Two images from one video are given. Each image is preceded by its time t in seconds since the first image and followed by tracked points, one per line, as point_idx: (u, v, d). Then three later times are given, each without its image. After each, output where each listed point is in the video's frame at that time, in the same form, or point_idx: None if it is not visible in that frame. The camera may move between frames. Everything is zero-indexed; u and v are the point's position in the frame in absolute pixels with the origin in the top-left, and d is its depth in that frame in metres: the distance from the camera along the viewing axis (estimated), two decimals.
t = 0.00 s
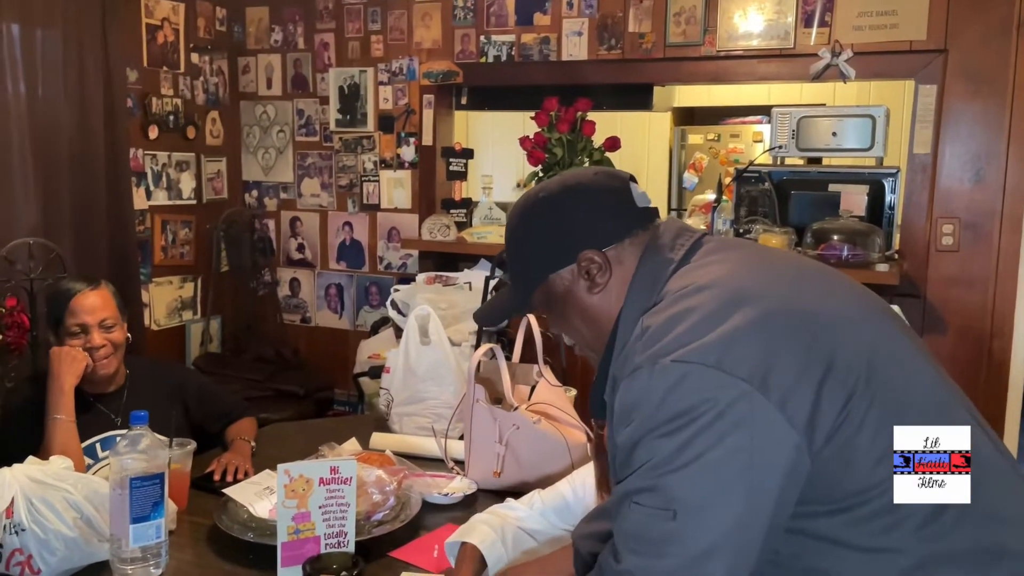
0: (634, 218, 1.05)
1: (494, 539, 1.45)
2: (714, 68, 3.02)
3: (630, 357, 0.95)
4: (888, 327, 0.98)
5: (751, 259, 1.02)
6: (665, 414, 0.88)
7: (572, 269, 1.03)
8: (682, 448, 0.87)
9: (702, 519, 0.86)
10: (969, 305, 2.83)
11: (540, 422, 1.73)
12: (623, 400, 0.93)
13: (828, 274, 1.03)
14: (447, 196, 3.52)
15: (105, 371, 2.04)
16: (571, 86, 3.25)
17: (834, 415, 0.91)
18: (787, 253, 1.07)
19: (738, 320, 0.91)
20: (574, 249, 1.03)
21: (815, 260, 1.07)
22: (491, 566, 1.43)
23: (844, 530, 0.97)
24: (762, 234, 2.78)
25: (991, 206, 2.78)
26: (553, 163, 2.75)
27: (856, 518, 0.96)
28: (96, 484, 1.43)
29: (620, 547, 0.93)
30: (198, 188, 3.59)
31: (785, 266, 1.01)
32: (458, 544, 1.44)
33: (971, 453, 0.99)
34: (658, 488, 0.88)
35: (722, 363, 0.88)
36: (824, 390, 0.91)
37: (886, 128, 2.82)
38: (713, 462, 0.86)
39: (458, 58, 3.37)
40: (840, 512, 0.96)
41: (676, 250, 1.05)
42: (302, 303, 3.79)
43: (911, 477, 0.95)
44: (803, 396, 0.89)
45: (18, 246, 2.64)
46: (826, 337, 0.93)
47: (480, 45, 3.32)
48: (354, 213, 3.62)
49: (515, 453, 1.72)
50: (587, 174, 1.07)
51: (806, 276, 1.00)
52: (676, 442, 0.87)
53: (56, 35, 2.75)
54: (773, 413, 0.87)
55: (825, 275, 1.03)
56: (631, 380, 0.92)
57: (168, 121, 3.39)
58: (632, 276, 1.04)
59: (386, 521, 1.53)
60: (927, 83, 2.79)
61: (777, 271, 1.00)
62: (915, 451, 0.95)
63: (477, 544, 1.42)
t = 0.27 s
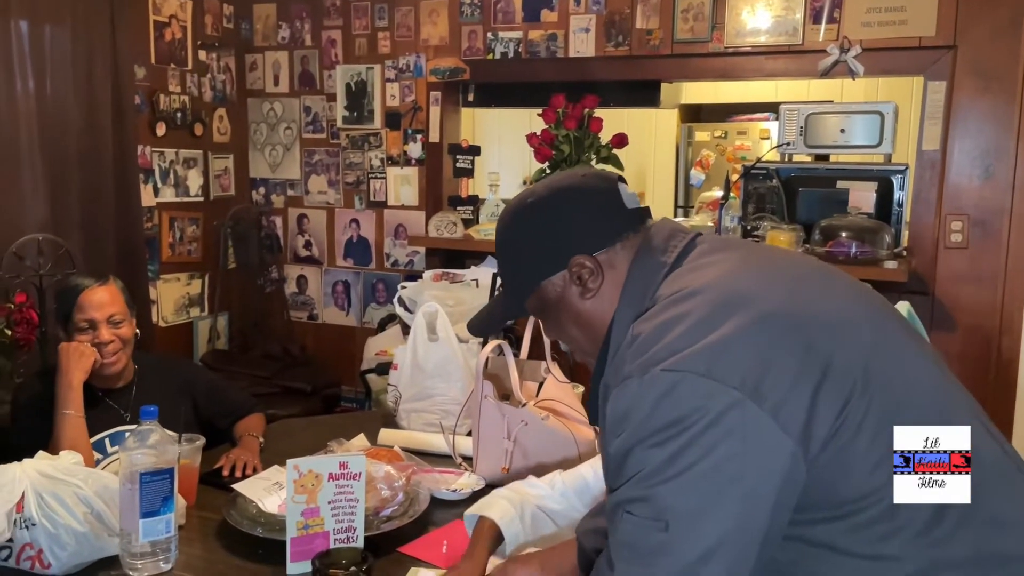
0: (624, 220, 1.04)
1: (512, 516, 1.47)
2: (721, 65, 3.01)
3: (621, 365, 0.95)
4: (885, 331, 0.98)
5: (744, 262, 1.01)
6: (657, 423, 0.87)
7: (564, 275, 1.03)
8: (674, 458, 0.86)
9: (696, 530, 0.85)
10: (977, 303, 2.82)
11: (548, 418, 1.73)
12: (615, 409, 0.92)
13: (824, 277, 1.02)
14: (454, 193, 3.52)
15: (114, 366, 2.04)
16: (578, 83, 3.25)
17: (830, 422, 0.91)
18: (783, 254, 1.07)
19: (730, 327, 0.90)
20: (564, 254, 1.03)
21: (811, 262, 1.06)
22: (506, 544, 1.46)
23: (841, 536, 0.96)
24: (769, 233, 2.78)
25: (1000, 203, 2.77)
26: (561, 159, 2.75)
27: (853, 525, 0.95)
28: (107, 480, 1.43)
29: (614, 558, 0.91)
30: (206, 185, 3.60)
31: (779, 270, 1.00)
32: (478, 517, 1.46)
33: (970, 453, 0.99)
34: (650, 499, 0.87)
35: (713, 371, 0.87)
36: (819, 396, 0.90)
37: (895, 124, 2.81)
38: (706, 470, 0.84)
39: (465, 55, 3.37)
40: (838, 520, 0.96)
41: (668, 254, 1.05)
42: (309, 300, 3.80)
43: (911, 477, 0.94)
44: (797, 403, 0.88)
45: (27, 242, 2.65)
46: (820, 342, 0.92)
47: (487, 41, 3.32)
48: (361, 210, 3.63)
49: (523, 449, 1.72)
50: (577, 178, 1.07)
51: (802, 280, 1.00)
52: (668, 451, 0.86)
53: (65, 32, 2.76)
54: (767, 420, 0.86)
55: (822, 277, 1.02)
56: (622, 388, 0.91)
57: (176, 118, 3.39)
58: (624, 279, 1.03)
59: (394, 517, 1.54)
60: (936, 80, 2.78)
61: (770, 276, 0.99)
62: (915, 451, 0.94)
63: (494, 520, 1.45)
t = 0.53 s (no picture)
0: (613, 229, 1.04)
1: (527, 472, 1.59)
2: (727, 64, 3.01)
3: (610, 378, 0.94)
4: (878, 340, 0.97)
5: (734, 271, 1.00)
6: (644, 439, 0.87)
7: (551, 285, 1.03)
8: (662, 475, 0.86)
9: (685, 547, 0.84)
10: (983, 303, 2.82)
11: (553, 417, 1.73)
12: (603, 423, 0.91)
13: (818, 283, 1.02)
14: (459, 192, 3.52)
15: (122, 365, 2.05)
16: (584, 82, 3.24)
17: (822, 435, 0.90)
18: (777, 259, 1.06)
19: (718, 341, 0.89)
20: (552, 264, 1.02)
21: (803, 268, 1.05)
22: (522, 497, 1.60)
23: (833, 548, 0.96)
24: (776, 232, 2.79)
25: (1008, 201, 2.76)
26: (567, 158, 2.75)
27: (845, 537, 0.96)
28: (115, 479, 1.43)
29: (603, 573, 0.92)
30: (212, 183, 3.60)
31: (770, 279, 0.99)
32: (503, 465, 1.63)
33: (970, 453, 0.99)
34: (639, 515, 0.87)
35: (701, 386, 0.86)
36: (809, 409, 0.89)
37: (902, 123, 2.80)
38: (694, 488, 0.84)
39: (471, 54, 3.37)
40: (832, 531, 0.96)
41: (655, 261, 1.05)
42: (315, 299, 3.81)
43: (911, 477, 0.94)
44: (786, 417, 0.87)
45: (35, 240, 2.66)
46: (811, 355, 0.91)
47: (493, 40, 3.32)
48: (367, 208, 3.63)
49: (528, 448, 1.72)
50: (566, 184, 1.06)
51: (794, 289, 0.99)
52: (656, 468, 0.86)
53: (72, 31, 2.77)
54: (756, 436, 0.85)
55: (816, 284, 1.01)
56: (610, 402, 0.91)
57: (182, 117, 3.40)
58: (613, 289, 1.03)
59: (401, 516, 1.54)
60: (944, 79, 2.77)
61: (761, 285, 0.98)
62: (915, 451, 0.94)
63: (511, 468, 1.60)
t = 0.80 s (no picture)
0: (600, 232, 1.04)
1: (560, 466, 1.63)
2: (732, 62, 3.00)
3: (595, 382, 0.94)
4: (868, 346, 0.96)
5: (722, 277, 1.00)
6: (629, 445, 0.87)
7: (539, 289, 1.03)
8: (646, 481, 0.85)
9: (668, 554, 0.84)
10: (989, 301, 2.81)
11: (557, 416, 1.72)
12: (588, 428, 0.91)
13: (808, 287, 1.01)
14: (463, 190, 3.52)
15: (127, 361, 2.06)
16: (588, 80, 3.24)
17: (809, 442, 0.90)
18: (769, 263, 1.06)
19: (704, 347, 0.89)
20: (539, 267, 1.02)
21: (794, 272, 1.05)
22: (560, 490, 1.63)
23: (821, 554, 0.96)
24: (780, 230, 2.79)
25: (1013, 199, 2.75)
26: (571, 156, 2.75)
27: (833, 543, 0.95)
28: (119, 475, 1.44)
29: None
30: (217, 181, 3.61)
31: (759, 283, 0.99)
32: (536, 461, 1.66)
33: (969, 453, 0.99)
34: (621, 520, 0.87)
35: (686, 393, 0.86)
36: (795, 416, 0.89)
37: (906, 121, 2.80)
38: (679, 495, 0.84)
39: (475, 52, 3.37)
40: (821, 537, 0.96)
41: (645, 264, 1.05)
42: (319, 297, 3.82)
43: (911, 477, 0.94)
44: (772, 424, 0.87)
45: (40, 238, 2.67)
46: (798, 361, 0.91)
47: (497, 38, 3.32)
48: (371, 206, 3.64)
49: (532, 445, 1.72)
50: (552, 187, 1.06)
51: (783, 294, 0.98)
52: (641, 474, 0.86)
53: (78, 30, 2.78)
54: (741, 443, 0.85)
55: (806, 288, 1.01)
56: (595, 407, 0.90)
57: (187, 115, 3.41)
58: (601, 294, 1.03)
59: (404, 513, 1.55)
60: (949, 76, 2.76)
61: (750, 290, 0.97)
62: (915, 451, 0.95)
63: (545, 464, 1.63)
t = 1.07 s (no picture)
0: (593, 230, 1.04)
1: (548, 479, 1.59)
2: (735, 59, 3.00)
3: (578, 372, 0.95)
4: (858, 344, 0.96)
5: (716, 273, 1.00)
6: (609, 434, 0.87)
7: (531, 286, 1.03)
8: (624, 469, 0.86)
9: (642, 542, 0.85)
10: (992, 299, 2.80)
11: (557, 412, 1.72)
12: (570, 417, 0.92)
13: (802, 284, 1.02)
14: (466, 187, 3.52)
15: (126, 352, 2.05)
16: (591, 77, 3.24)
17: (790, 437, 0.90)
18: (765, 261, 1.06)
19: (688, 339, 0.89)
20: (531, 264, 1.02)
21: (789, 270, 1.05)
22: (542, 503, 1.58)
23: (803, 547, 0.96)
24: (783, 227, 2.79)
25: (1017, 197, 2.74)
26: (573, 154, 2.75)
27: (815, 537, 0.95)
28: (121, 471, 1.45)
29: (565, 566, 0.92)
30: (220, 179, 3.62)
31: (751, 280, 0.99)
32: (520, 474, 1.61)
33: (969, 454, 1.00)
34: (598, 505, 0.88)
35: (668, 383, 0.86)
36: (779, 410, 0.89)
37: (910, 119, 2.79)
38: (656, 483, 0.84)
39: (478, 49, 3.37)
40: (803, 532, 0.96)
41: (637, 261, 1.05)
42: (322, 294, 3.82)
43: (911, 477, 0.94)
44: (754, 417, 0.87)
45: (44, 235, 2.68)
46: (783, 355, 0.91)
47: (500, 36, 3.32)
48: (374, 204, 3.64)
49: (532, 442, 1.72)
50: (547, 185, 1.06)
51: (776, 290, 0.98)
52: (620, 462, 0.86)
53: (81, 28, 2.79)
54: (721, 434, 0.85)
55: (800, 285, 1.01)
56: (577, 396, 0.91)
57: (191, 113, 3.41)
58: (592, 292, 1.03)
59: (404, 509, 1.55)
60: (952, 74, 2.76)
61: (741, 286, 0.97)
62: (915, 451, 0.95)
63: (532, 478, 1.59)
